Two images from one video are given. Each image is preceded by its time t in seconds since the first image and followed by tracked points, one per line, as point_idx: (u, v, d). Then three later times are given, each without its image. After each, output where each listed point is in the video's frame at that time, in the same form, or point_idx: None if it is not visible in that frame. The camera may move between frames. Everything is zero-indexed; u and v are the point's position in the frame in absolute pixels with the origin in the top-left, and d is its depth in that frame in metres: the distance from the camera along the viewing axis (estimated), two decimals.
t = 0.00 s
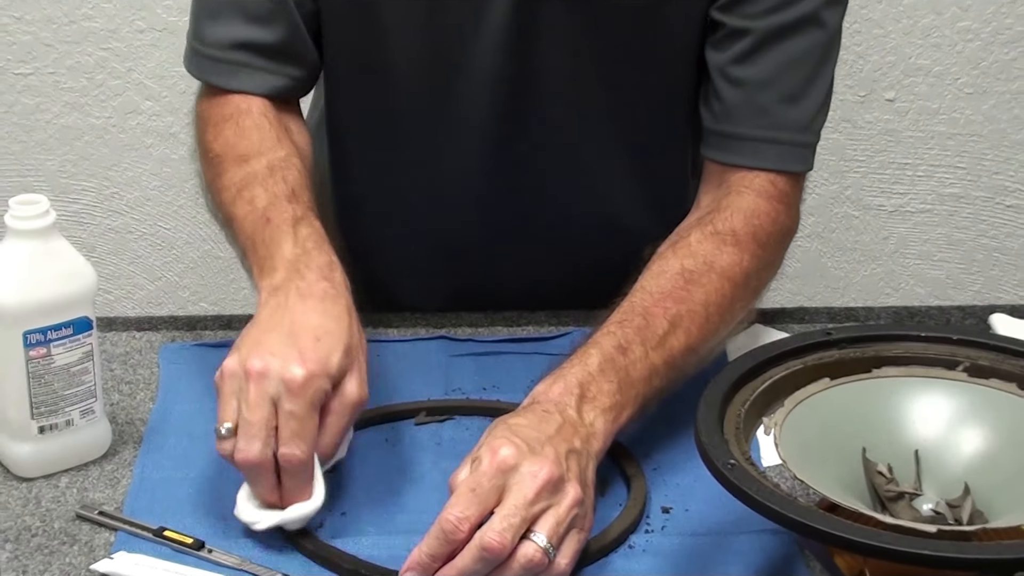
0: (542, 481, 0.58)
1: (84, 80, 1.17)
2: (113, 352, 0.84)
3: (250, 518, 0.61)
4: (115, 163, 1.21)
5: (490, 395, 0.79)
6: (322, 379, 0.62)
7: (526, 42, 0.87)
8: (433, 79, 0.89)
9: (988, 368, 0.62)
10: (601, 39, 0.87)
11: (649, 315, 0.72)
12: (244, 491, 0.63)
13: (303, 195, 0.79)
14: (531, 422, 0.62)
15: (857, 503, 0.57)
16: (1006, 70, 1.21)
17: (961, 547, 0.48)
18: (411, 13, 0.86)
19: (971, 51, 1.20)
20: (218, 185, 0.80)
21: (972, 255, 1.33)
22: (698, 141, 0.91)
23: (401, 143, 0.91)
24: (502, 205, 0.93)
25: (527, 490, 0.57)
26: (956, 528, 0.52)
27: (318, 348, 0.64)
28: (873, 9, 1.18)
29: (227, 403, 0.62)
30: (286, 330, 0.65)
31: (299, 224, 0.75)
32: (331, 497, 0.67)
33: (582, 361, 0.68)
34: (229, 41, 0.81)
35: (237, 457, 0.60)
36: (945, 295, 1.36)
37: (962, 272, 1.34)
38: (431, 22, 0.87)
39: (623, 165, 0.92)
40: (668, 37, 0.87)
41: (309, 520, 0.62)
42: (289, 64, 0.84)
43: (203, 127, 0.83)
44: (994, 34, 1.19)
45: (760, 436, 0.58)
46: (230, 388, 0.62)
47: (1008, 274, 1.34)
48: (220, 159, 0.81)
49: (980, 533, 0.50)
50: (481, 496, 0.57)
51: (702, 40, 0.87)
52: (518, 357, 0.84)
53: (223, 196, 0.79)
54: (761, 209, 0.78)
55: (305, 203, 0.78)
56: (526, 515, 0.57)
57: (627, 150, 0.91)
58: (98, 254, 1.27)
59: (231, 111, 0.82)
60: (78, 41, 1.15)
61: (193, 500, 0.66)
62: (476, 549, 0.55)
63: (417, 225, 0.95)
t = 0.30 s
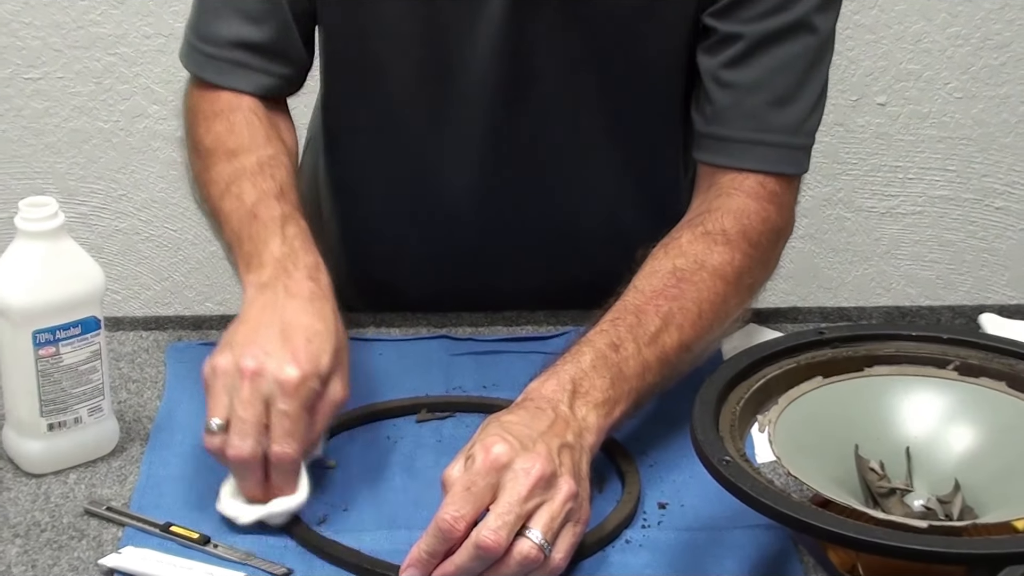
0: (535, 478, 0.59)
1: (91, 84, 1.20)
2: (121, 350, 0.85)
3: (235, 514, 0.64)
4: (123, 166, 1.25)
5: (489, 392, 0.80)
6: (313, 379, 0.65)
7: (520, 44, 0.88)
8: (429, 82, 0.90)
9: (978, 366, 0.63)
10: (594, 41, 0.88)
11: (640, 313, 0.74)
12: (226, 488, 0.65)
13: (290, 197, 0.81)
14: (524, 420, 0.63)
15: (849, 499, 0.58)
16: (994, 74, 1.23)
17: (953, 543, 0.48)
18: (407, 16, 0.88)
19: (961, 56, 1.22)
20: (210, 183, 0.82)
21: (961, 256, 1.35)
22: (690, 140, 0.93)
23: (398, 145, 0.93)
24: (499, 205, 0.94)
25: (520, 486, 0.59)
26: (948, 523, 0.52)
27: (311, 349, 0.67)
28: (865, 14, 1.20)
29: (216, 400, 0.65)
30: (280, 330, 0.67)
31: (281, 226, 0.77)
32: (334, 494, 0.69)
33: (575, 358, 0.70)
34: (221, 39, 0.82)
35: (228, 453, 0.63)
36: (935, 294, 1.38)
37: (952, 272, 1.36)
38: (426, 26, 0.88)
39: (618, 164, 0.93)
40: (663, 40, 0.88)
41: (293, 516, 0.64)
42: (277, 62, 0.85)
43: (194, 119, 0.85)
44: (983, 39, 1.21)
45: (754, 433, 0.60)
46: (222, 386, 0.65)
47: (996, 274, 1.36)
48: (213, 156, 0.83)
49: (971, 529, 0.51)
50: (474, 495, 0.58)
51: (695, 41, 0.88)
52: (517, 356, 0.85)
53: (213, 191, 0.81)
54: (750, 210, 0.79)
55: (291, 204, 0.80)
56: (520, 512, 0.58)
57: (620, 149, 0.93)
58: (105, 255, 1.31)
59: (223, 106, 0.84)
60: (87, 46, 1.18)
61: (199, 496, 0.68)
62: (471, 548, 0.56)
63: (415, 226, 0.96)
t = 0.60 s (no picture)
0: (530, 473, 0.61)
1: (102, 90, 1.23)
2: (130, 350, 0.87)
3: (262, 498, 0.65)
4: (132, 169, 1.28)
5: (490, 390, 0.82)
6: (329, 365, 0.69)
7: (515, 46, 0.90)
8: (427, 85, 0.92)
9: (967, 365, 0.63)
10: (586, 43, 0.90)
11: (638, 313, 0.75)
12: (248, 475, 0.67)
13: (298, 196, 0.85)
14: (522, 415, 0.65)
15: (842, 493, 0.58)
16: (983, 80, 1.25)
17: (941, 537, 0.48)
18: (405, 20, 0.89)
19: (950, 62, 1.24)
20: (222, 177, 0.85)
21: (950, 258, 1.37)
22: (684, 140, 0.95)
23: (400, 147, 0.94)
24: (498, 205, 0.96)
25: (516, 481, 0.60)
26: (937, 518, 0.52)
27: (323, 339, 0.70)
28: (857, 21, 1.22)
29: (237, 391, 0.68)
30: (287, 324, 0.71)
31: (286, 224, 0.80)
32: (338, 490, 0.70)
33: (571, 356, 0.72)
34: (230, 38, 0.85)
35: (251, 439, 0.66)
36: (925, 295, 1.39)
37: (942, 273, 1.38)
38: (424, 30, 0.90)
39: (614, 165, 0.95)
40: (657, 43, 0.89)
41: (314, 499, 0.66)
42: (283, 61, 0.88)
43: (200, 116, 0.87)
44: (972, 45, 1.23)
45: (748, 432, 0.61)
46: (242, 375, 0.68)
47: (985, 275, 1.38)
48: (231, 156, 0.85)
49: (960, 524, 0.51)
50: (472, 489, 0.60)
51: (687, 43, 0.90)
52: (517, 355, 0.87)
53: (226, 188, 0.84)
54: (744, 211, 0.81)
55: (297, 201, 0.84)
56: (517, 506, 0.60)
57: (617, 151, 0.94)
58: (115, 256, 1.34)
59: (227, 102, 0.87)
60: (98, 53, 1.21)
61: (207, 491, 0.69)
62: (469, 540, 0.58)
63: (417, 227, 0.98)
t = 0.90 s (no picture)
0: (444, 459, 0.63)
1: (108, 92, 1.25)
2: (136, 348, 0.88)
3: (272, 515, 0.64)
4: (137, 171, 1.29)
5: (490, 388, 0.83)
6: (322, 376, 0.68)
7: (505, 51, 0.91)
8: (418, 86, 0.93)
9: (960, 363, 0.61)
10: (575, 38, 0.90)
11: (604, 316, 0.76)
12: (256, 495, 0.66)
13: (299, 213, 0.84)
14: (464, 409, 0.67)
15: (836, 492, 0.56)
16: (975, 83, 1.26)
17: (935, 533, 0.47)
18: (396, 20, 0.91)
19: (943, 66, 1.25)
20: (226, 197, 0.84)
21: (942, 258, 1.38)
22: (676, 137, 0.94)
23: (391, 146, 0.96)
24: (489, 206, 0.97)
25: (430, 465, 0.63)
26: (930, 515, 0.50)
27: (314, 350, 0.69)
28: (850, 25, 1.24)
29: (235, 411, 0.67)
30: (279, 339, 0.70)
31: (280, 245, 0.79)
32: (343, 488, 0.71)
33: (533, 357, 0.73)
34: (237, 47, 0.86)
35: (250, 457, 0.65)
36: (918, 295, 1.40)
37: (935, 274, 1.39)
38: (415, 30, 0.91)
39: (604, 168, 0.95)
40: (648, 49, 0.89)
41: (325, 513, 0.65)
42: (288, 68, 0.89)
43: (204, 140, 0.88)
44: (964, 49, 1.25)
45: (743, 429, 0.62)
46: (236, 394, 0.68)
47: (977, 275, 1.39)
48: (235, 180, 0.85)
49: (953, 519, 0.49)
50: (388, 469, 0.63)
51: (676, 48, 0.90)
52: (517, 353, 0.88)
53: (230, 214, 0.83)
54: (721, 217, 0.80)
55: (296, 218, 0.83)
56: (424, 489, 0.62)
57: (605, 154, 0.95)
58: (120, 257, 1.35)
59: (232, 122, 0.87)
60: (104, 56, 1.23)
61: (211, 488, 0.70)
62: (374, 517, 0.61)
63: (409, 226, 0.99)
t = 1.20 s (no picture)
0: (441, 461, 0.63)
1: (109, 92, 1.25)
2: (136, 348, 0.88)
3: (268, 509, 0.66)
4: (138, 171, 1.29)
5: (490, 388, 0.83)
6: (315, 370, 0.69)
7: (497, 56, 0.91)
8: (410, 91, 0.93)
9: (960, 363, 0.61)
10: (566, 36, 0.90)
11: (599, 315, 0.75)
12: (251, 490, 0.67)
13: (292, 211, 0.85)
14: (461, 411, 0.67)
15: (836, 491, 0.56)
16: (975, 83, 1.26)
17: (936, 533, 0.47)
18: (387, 25, 0.91)
19: (942, 66, 1.26)
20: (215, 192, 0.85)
21: (942, 258, 1.38)
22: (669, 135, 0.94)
23: (385, 152, 0.96)
24: (484, 211, 0.97)
25: (428, 467, 0.63)
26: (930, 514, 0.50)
27: (307, 344, 0.71)
28: (850, 26, 1.24)
29: (228, 408, 0.68)
30: (272, 332, 0.71)
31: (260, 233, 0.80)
32: (344, 488, 0.71)
33: (529, 357, 0.73)
34: (225, 45, 0.87)
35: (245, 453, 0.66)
36: (918, 295, 1.40)
37: (934, 274, 1.39)
38: (406, 36, 0.91)
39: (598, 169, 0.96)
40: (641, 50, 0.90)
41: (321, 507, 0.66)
42: (276, 65, 0.90)
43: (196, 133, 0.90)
44: (964, 49, 1.25)
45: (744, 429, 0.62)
46: (230, 391, 0.68)
47: (976, 276, 1.39)
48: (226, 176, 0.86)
49: (953, 519, 0.49)
50: (387, 473, 0.63)
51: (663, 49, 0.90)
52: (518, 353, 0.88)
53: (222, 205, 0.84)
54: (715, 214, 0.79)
55: (285, 211, 0.84)
56: (422, 491, 0.62)
57: (598, 154, 0.95)
58: (120, 257, 1.35)
59: (221, 116, 0.89)
60: (104, 56, 1.23)
61: (211, 488, 0.70)
62: (373, 520, 0.61)
63: (406, 232, 1.00)
